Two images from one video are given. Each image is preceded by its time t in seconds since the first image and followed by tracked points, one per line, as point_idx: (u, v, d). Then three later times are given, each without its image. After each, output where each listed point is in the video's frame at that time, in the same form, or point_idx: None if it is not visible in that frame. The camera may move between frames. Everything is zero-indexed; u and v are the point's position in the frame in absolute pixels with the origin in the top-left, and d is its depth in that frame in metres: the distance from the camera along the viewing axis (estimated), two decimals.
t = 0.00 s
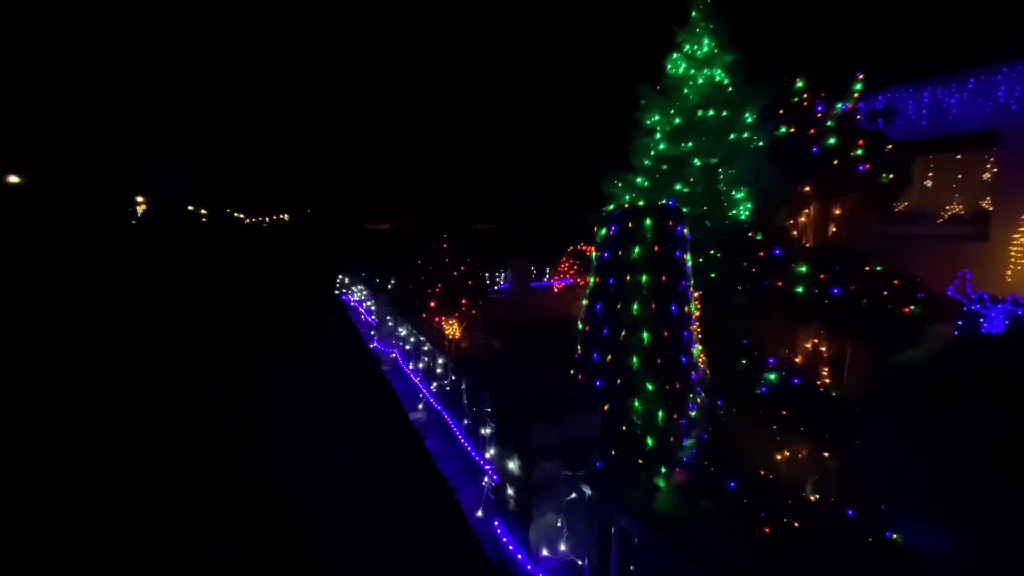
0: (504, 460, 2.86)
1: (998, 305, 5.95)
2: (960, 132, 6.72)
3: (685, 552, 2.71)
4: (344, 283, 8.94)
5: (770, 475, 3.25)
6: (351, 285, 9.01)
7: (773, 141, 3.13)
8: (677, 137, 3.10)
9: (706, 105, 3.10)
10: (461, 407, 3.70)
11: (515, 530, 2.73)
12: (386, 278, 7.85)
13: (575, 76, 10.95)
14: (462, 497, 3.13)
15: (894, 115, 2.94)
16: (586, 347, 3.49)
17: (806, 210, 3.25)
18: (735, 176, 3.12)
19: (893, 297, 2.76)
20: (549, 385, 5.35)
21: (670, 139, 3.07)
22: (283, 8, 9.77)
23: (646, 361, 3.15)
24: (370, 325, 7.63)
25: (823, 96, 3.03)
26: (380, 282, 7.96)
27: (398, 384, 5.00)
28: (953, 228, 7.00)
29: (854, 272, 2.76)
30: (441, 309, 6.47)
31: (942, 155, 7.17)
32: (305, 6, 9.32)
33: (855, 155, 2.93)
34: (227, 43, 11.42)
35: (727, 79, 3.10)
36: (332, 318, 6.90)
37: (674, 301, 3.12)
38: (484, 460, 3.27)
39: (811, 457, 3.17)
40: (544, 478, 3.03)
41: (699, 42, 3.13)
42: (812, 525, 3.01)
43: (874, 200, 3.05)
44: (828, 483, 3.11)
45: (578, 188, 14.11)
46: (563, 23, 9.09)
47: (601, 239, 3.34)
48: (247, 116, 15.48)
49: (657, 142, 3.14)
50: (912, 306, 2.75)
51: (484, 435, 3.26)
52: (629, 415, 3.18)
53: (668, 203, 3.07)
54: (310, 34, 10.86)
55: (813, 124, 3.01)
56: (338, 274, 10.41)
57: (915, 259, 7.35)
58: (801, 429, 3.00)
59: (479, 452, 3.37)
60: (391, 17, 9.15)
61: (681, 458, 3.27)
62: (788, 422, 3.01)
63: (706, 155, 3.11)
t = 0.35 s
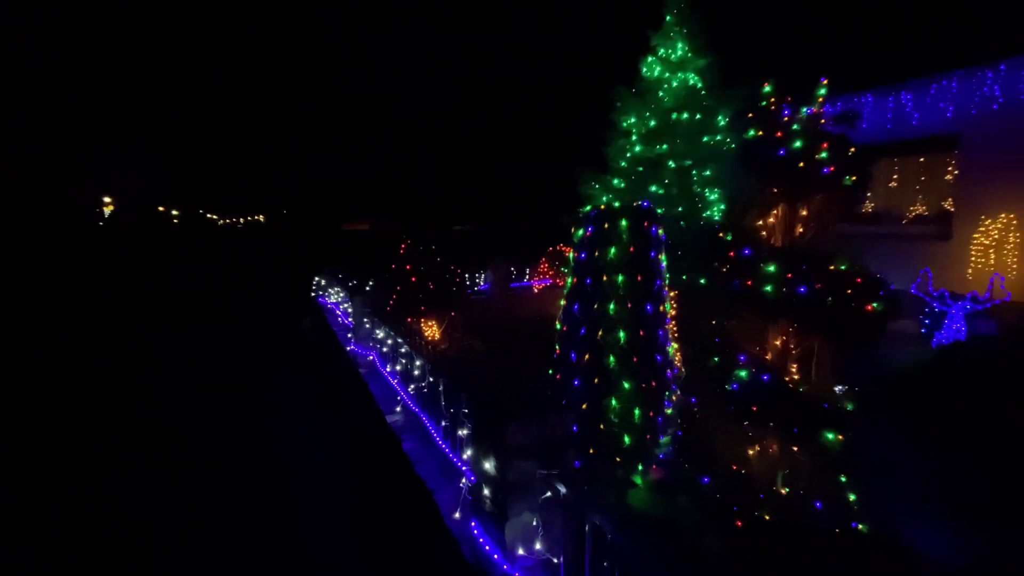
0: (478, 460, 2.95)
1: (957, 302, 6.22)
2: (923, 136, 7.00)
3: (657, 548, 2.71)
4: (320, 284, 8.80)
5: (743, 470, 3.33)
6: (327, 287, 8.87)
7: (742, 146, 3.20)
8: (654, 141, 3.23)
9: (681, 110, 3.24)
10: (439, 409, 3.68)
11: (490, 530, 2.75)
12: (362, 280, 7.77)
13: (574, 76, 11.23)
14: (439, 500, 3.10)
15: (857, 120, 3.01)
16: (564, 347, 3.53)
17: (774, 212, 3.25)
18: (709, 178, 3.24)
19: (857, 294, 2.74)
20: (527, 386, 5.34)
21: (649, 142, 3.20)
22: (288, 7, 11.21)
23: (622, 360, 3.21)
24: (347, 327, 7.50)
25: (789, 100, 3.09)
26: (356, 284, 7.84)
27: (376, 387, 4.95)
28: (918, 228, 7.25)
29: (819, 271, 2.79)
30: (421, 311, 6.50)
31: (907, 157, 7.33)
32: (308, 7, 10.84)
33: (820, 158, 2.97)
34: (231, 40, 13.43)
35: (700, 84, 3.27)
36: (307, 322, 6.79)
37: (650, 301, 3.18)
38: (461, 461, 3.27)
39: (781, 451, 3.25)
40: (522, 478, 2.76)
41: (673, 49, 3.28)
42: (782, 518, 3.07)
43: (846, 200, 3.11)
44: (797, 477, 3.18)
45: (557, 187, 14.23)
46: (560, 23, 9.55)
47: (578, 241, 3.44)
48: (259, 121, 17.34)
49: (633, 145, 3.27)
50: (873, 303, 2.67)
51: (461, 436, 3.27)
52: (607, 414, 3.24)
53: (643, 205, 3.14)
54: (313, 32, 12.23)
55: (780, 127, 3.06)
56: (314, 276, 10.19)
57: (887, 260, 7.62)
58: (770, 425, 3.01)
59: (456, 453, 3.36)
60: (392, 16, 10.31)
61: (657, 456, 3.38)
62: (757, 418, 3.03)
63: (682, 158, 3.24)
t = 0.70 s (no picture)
0: (455, 463, 2.90)
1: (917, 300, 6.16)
2: (883, 139, 7.27)
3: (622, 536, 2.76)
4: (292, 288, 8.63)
5: (712, 466, 3.48)
6: (300, 290, 8.69)
7: (709, 149, 3.29)
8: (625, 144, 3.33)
9: (652, 113, 3.33)
10: (413, 412, 3.66)
11: (465, 533, 2.74)
12: (336, 283, 7.68)
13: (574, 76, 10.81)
14: (413, 504, 3.07)
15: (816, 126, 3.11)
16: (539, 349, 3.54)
17: (741, 214, 3.39)
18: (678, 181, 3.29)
19: (818, 293, 2.83)
20: (503, 389, 5.34)
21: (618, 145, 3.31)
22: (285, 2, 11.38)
23: (596, 360, 3.26)
24: (320, 331, 7.34)
25: (754, 106, 3.21)
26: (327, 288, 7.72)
27: (348, 391, 4.88)
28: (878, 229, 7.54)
29: (781, 271, 2.88)
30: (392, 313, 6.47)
31: (867, 161, 7.61)
32: (308, 6, 10.97)
33: (782, 162, 3.06)
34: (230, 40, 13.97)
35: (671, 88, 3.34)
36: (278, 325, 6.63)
37: (622, 301, 3.24)
38: (435, 465, 3.25)
39: (749, 447, 3.47)
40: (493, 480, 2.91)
41: (645, 53, 3.37)
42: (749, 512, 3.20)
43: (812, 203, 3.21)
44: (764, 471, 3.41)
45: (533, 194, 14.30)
46: (561, 23, 9.23)
47: (552, 243, 3.47)
48: (262, 117, 17.23)
49: (607, 148, 3.35)
50: (833, 303, 2.77)
51: (435, 439, 3.25)
52: (581, 414, 3.31)
53: (613, 208, 3.21)
54: (312, 30, 12.26)
55: (745, 132, 3.18)
56: (285, 279, 9.92)
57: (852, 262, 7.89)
58: (737, 421, 3.11)
59: (431, 456, 3.34)
60: (394, 17, 10.28)
61: (632, 453, 3.45)
62: (725, 415, 3.11)
63: (653, 161, 3.34)
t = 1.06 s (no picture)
0: (420, 467, 2.86)
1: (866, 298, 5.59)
2: (838, 145, 7.71)
3: (595, 544, 2.82)
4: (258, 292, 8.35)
5: (679, 462, 3.55)
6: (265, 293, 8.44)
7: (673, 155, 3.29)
8: (594, 148, 3.46)
9: (620, 117, 3.45)
10: (383, 417, 3.61)
11: (432, 536, 2.68)
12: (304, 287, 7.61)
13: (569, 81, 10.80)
14: (382, 509, 3.02)
15: (773, 131, 3.22)
16: (511, 350, 3.57)
17: (702, 217, 3.49)
18: (646, 184, 3.42)
19: (775, 293, 2.98)
20: (473, 391, 5.31)
21: (589, 149, 3.43)
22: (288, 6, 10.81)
23: (567, 360, 3.30)
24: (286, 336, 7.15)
25: (714, 111, 3.29)
26: (294, 292, 7.52)
27: (315, 397, 4.77)
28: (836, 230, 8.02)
29: (741, 271, 2.96)
30: (359, 318, 6.43)
31: (826, 165, 8.07)
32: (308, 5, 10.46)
33: (741, 166, 3.18)
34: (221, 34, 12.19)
35: (639, 92, 3.49)
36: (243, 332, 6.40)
37: (592, 302, 3.28)
38: (405, 469, 3.21)
39: (713, 442, 3.47)
40: (462, 483, 2.93)
41: (613, 58, 3.49)
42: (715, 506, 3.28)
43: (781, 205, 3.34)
44: (727, 466, 3.44)
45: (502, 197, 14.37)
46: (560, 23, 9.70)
47: (523, 245, 3.50)
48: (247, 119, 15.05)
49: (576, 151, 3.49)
50: (791, 301, 2.93)
51: (405, 443, 3.21)
52: (552, 413, 3.33)
53: (583, 210, 3.25)
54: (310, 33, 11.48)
55: (706, 137, 3.24)
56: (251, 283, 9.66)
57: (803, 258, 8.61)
58: (701, 417, 3.10)
59: (401, 461, 3.30)
60: (395, 17, 10.30)
61: (601, 452, 3.48)
62: (690, 412, 3.09)
63: (620, 164, 3.45)
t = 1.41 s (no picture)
0: (386, 472, 2.92)
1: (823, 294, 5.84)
2: (794, 148, 8.26)
3: (563, 544, 2.86)
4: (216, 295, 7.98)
5: (643, 459, 3.62)
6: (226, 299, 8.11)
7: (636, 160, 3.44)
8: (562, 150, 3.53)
9: (587, 121, 3.57)
10: (349, 423, 3.57)
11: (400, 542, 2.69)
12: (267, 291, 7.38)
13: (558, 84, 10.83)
14: (348, 517, 2.97)
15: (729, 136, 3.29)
16: (481, 352, 3.56)
17: (664, 219, 3.53)
18: (611, 186, 3.62)
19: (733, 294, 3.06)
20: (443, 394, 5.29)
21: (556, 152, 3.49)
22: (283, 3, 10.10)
23: (536, 362, 3.32)
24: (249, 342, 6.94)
25: (673, 117, 3.36)
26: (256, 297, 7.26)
27: (279, 405, 4.63)
28: (793, 231, 8.61)
29: (700, 273, 3.05)
30: (332, 323, 6.31)
31: (783, 169, 8.66)
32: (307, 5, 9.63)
33: (699, 170, 3.22)
34: None
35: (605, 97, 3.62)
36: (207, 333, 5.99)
37: (559, 304, 3.33)
38: (371, 475, 3.17)
39: (677, 439, 3.50)
40: (428, 486, 2.84)
41: (579, 62, 3.59)
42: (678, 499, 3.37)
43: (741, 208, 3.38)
44: (689, 462, 3.56)
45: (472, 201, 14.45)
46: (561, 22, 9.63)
47: (491, 247, 3.50)
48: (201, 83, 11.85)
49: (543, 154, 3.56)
50: (748, 300, 3.01)
51: (371, 449, 3.18)
52: (522, 415, 3.35)
53: (551, 213, 3.33)
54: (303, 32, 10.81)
55: (666, 142, 3.30)
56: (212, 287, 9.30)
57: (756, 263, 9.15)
58: (664, 415, 3.16)
59: (367, 467, 3.26)
60: (394, 17, 9.86)
61: (572, 452, 3.57)
62: (653, 410, 3.15)
63: (587, 167, 3.59)
